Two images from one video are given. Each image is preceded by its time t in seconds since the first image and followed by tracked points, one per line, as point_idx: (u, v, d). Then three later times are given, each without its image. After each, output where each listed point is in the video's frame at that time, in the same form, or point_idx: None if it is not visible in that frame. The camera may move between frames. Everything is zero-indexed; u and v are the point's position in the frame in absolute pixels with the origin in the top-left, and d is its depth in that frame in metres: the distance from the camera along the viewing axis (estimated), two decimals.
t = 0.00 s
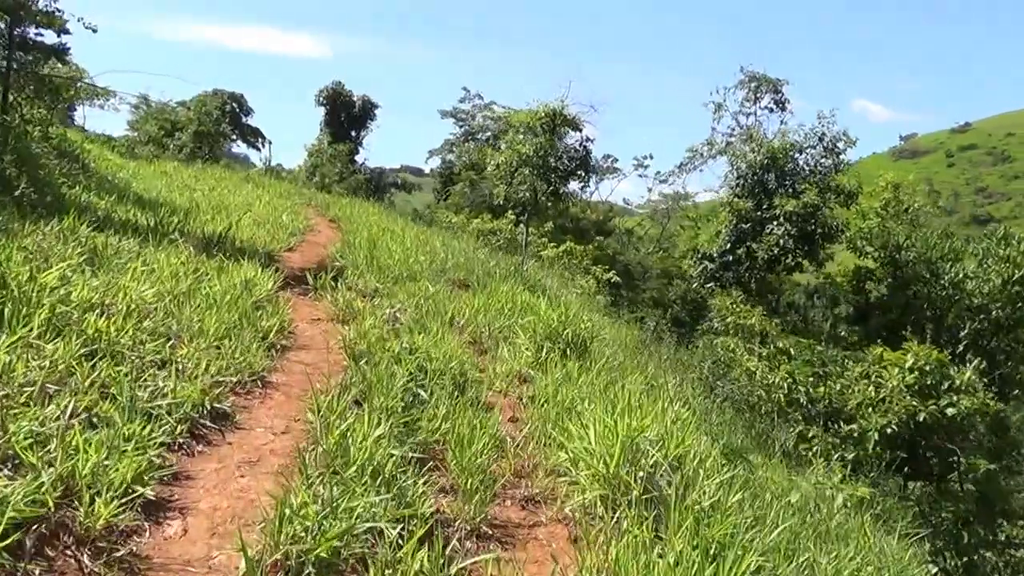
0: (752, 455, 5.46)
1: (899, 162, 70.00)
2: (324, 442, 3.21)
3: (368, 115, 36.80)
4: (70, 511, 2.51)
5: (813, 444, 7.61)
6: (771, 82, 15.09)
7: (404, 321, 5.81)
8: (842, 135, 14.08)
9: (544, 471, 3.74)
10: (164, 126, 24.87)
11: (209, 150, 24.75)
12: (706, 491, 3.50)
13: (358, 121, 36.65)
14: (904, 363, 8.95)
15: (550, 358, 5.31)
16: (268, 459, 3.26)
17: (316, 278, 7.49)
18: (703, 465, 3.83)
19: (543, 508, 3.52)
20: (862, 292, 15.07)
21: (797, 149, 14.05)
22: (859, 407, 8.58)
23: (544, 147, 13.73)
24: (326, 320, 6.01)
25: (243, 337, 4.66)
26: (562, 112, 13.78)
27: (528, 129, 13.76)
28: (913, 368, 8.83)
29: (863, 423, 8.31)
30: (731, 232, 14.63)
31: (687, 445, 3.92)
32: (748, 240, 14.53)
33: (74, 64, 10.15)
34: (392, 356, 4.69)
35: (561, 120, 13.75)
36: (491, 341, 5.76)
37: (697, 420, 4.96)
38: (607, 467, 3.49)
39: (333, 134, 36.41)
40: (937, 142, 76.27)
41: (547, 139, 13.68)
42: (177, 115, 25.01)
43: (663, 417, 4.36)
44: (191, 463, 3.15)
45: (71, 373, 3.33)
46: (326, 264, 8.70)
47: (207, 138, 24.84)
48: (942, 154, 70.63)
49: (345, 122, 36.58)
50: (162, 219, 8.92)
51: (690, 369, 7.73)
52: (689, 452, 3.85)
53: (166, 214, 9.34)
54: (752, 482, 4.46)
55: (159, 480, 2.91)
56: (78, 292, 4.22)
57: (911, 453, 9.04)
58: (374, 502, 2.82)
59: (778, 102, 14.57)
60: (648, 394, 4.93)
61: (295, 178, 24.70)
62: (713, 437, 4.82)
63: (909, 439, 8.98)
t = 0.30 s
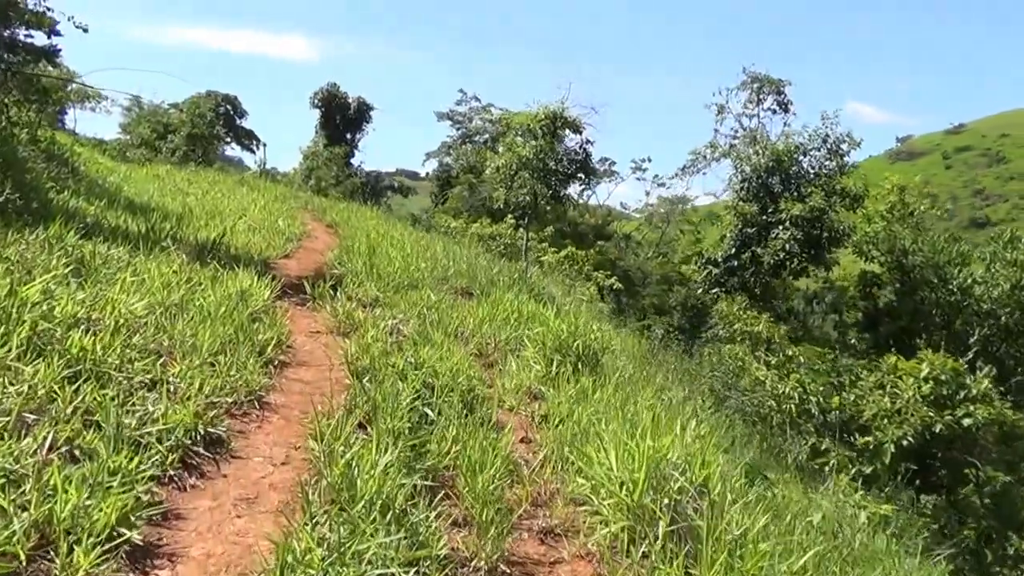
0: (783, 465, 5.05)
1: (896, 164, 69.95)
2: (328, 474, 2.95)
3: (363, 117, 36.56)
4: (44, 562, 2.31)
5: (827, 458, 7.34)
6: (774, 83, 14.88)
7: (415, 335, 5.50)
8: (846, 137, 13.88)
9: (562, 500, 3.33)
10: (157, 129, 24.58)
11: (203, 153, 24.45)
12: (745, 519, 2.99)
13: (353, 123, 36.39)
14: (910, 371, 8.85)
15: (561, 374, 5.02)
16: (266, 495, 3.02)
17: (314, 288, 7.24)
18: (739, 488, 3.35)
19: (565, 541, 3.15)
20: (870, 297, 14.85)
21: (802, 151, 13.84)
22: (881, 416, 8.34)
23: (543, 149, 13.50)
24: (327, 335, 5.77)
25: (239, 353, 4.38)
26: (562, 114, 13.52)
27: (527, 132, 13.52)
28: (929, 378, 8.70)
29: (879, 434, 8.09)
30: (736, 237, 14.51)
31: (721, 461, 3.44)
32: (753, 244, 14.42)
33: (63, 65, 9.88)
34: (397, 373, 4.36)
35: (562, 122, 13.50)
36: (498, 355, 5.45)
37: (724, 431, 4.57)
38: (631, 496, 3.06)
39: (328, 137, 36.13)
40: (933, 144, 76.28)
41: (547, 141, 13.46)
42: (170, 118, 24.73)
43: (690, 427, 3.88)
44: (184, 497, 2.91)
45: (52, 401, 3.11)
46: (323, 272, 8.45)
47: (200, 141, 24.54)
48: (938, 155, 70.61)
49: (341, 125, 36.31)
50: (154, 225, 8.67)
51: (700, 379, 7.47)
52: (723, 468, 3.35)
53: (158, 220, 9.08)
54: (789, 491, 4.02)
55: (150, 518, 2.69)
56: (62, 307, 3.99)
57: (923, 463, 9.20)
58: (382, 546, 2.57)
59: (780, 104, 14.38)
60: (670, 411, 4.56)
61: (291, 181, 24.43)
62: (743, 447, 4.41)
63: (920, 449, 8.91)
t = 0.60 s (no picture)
0: (800, 478, 4.90)
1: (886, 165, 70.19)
2: (332, 500, 2.80)
3: (353, 119, 36.37)
4: None
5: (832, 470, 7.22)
6: (770, 83, 14.78)
7: (415, 346, 5.34)
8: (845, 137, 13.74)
9: (578, 523, 3.15)
10: (146, 132, 24.29)
11: (191, 157, 24.20)
12: (777, 548, 2.79)
13: (342, 126, 36.18)
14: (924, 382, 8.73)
15: (567, 387, 4.87)
16: (266, 521, 2.86)
17: (308, 297, 7.07)
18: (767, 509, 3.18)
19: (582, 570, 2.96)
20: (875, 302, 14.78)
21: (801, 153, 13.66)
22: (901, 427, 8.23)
23: (537, 152, 13.36)
24: (322, 346, 5.60)
25: (233, 366, 4.21)
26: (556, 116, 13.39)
27: (521, 134, 13.37)
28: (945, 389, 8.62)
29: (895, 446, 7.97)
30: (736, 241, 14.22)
31: (746, 482, 3.25)
32: (755, 248, 14.17)
33: (48, 67, 9.66)
34: (398, 387, 4.20)
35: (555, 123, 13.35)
36: (501, 367, 5.29)
37: (742, 445, 4.40)
38: (656, 524, 2.84)
39: (318, 140, 35.89)
40: (922, 144, 76.62)
41: (541, 143, 13.31)
42: (159, 121, 24.44)
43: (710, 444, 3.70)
44: (179, 525, 2.76)
45: (37, 422, 2.95)
46: (317, 279, 8.28)
47: (189, 144, 24.29)
48: (928, 156, 70.91)
49: (330, 127, 36.06)
50: (144, 230, 8.48)
51: (704, 387, 7.33)
52: (750, 491, 3.16)
53: (148, 225, 8.89)
54: (813, 512, 3.85)
55: (142, 551, 2.53)
56: (48, 322, 3.82)
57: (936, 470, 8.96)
58: None
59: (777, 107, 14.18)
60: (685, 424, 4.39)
61: (281, 185, 24.21)
62: (762, 462, 4.25)
63: (938, 460, 8.77)
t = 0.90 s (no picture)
0: (815, 493, 4.74)
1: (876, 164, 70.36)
2: (336, 530, 2.66)
3: (340, 121, 36.15)
4: None
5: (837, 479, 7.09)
6: (766, 81, 14.68)
7: (414, 357, 5.17)
8: (845, 136, 13.58)
9: (595, 550, 2.99)
10: (132, 134, 24.02)
11: (179, 159, 23.97)
12: None
13: (330, 127, 35.94)
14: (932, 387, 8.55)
15: (573, 400, 4.72)
16: (265, 552, 2.69)
17: (301, 304, 6.89)
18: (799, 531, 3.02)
19: None
20: (876, 305, 14.58)
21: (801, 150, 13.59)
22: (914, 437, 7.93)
23: (528, 152, 13.24)
24: (317, 357, 5.43)
25: (225, 379, 4.03)
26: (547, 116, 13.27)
27: (514, 136, 13.23)
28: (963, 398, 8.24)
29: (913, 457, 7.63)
30: (735, 242, 14.28)
31: (773, 505, 3.09)
32: (754, 249, 14.18)
33: (33, 68, 9.44)
34: (399, 400, 4.03)
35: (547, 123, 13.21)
36: (503, 378, 5.13)
37: (757, 459, 4.25)
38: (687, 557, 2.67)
39: (305, 142, 35.66)
40: (911, 144, 76.89)
41: (532, 143, 13.19)
42: (146, 123, 24.18)
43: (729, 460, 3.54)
44: (170, 559, 2.58)
45: (19, 447, 2.77)
46: (309, 285, 8.10)
47: (176, 147, 24.08)
48: (918, 155, 71.15)
49: (318, 129, 35.84)
50: (132, 235, 8.28)
51: (705, 394, 7.20)
52: (778, 515, 3.00)
53: (136, 230, 8.70)
54: (835, 532, 3.70)
55: None
56: (30, 337, 3.63)
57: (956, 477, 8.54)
58: None
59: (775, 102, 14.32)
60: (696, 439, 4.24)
61: (269, 188, 23.98)
62: (778, 478, 4.10)
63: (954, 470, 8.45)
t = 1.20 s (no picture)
0: (829, 506, 4.63)
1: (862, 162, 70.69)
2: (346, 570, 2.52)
3: (326, 122, 35.89)
4: None
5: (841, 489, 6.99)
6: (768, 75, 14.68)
7: (413, 369, 5.01)
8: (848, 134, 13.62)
9: None
10: (117, 137, 23.71)
11: (164, 162, 23.69)
12: None
13: (316, 128, 35.67)
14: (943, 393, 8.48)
15: (580, 413, 4.61)
16: None
17: (292, 310, 6.71)
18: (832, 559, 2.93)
19: None
20: (877, 305, 16.60)
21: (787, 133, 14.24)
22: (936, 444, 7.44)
23: (519, 151, 13.20)
24: (309, 367, 5.26)
25: (215, 393, 3.85)
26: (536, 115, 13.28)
27: (506, 136, 13.12)
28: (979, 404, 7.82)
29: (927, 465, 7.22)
30: (733, 240, 15.95)
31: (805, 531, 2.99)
32: (753, 248, 15.85)
33: (15, 69, 9.20)
34: (401, 416, 3.87)
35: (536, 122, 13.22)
36: (506, 391, 5.00)
37: (773, 476, 4.13)
38: None
39: (291, 143, 35.38)
40: (898, 141, 77.30)
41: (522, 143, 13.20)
42: (131, 126, 23.88)
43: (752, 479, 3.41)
44: None
45: None
46: (299, 290, 7.94)
47: (161, 150, 23.82)
48: (906, 152, 71.54)
49: (304, 130, 35.57)
50: (118, 240, 8.07)
51: (706, 401, 7.09)
52: (813, 544, 2.88)
53: (123, 235, 8.49)
54: (859, 548, 3.60)
55: None
56: (9, 355, 3.43)
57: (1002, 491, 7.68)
58: None
59: (775, 99, 16.18)
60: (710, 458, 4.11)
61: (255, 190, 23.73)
62: (800, 497, 3.97)
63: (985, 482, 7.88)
